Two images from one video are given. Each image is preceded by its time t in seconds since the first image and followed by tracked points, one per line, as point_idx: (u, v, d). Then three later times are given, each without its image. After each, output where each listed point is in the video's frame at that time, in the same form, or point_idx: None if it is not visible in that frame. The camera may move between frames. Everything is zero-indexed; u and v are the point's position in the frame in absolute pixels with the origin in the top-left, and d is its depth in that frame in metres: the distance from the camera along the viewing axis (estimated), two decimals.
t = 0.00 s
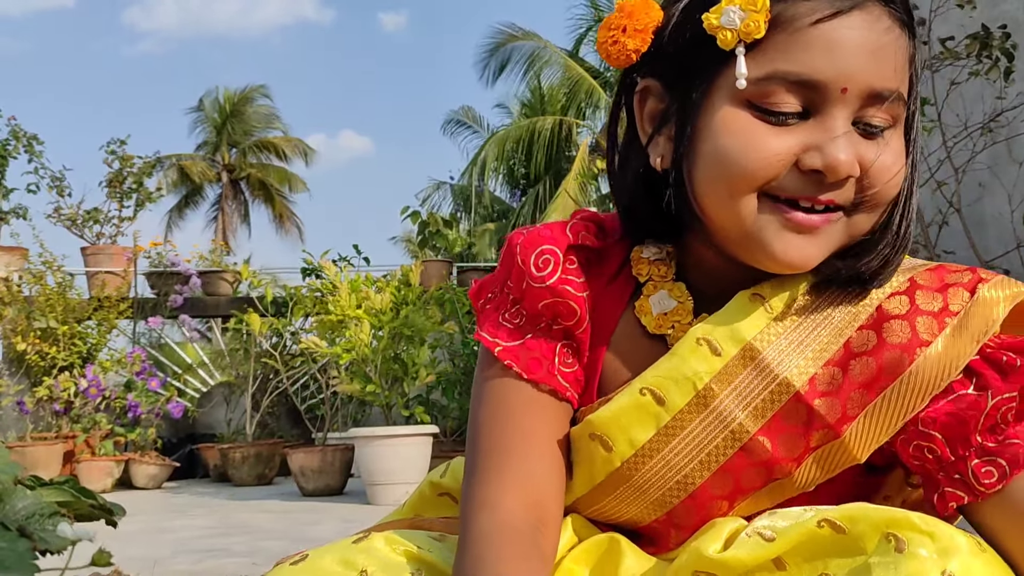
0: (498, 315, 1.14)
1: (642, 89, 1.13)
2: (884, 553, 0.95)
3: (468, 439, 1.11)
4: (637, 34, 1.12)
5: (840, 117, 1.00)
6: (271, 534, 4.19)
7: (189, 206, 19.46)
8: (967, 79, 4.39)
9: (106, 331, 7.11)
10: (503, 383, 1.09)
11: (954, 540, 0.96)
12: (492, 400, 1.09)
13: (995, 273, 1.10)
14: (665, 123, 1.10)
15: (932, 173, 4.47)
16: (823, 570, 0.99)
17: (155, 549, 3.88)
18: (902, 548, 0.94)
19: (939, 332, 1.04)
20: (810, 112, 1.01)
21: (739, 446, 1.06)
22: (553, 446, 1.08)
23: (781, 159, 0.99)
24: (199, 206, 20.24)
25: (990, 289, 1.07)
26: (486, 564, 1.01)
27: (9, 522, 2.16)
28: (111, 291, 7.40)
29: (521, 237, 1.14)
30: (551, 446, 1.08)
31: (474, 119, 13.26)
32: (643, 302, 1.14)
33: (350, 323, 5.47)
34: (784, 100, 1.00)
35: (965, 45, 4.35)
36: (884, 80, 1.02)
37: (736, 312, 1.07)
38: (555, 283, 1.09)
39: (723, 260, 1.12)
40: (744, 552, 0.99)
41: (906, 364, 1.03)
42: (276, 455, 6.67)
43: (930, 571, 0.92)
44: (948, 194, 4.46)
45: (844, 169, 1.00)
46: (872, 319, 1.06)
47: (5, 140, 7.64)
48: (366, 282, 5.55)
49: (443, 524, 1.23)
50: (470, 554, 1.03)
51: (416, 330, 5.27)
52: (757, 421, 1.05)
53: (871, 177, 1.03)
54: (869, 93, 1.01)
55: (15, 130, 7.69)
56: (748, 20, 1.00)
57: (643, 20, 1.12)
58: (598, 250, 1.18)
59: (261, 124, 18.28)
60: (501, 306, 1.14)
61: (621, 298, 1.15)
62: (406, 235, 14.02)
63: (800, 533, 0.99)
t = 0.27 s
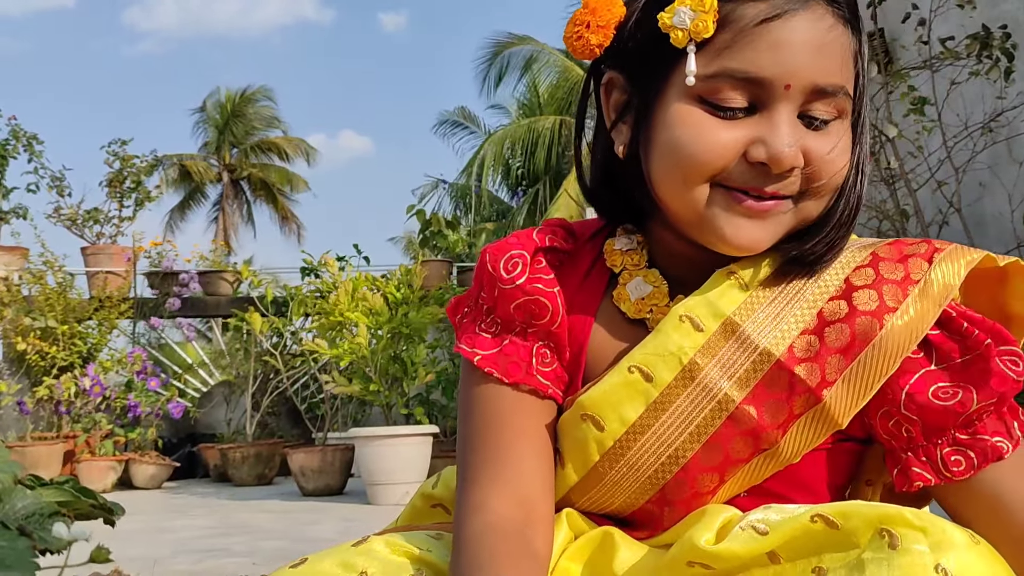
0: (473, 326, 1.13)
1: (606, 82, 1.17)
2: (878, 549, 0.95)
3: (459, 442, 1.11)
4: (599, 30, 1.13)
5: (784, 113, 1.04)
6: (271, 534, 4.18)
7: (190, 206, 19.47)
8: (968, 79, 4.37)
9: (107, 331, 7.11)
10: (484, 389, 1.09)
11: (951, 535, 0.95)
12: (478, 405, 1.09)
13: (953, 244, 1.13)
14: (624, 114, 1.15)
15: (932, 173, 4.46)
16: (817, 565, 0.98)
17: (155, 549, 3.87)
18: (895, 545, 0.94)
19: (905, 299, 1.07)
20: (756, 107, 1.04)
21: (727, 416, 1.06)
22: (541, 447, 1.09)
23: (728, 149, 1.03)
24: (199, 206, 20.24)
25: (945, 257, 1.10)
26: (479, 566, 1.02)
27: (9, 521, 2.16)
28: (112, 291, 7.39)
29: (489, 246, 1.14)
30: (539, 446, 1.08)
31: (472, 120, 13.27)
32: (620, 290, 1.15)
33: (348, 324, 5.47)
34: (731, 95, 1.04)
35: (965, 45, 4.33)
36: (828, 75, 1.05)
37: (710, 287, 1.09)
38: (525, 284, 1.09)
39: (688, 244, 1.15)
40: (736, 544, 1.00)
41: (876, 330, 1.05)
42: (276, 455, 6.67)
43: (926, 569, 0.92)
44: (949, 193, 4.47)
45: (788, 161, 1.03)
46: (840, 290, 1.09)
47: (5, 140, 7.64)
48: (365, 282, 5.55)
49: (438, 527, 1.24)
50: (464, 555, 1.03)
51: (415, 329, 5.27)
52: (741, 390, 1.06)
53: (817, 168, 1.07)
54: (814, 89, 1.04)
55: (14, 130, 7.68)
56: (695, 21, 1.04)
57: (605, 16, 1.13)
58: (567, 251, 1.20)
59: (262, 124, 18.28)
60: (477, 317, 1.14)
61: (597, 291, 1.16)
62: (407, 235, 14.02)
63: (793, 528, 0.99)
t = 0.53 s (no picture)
0: (472, 339, 1.10)
1: (596, 88, 1.14)
2: (879, 550, 0.92)
3: (463, 467, 1.07)
4: (588, 37, 1.12)
5: (775, 124, 1.00)
6: (269, 536, 4.14)
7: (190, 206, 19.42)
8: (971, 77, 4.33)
9: (104, 331, 7.07)
10: (487, 404, 1.06)
11: (952, 535, 0.91)
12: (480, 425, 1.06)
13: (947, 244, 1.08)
14: (614, 120, 1.12)
15: (935, 171, 4.42)
16: (818, 564, 0.95)
17: (151, 551, 3.83)
18: (896, 546, 0.91)
19: (903, 301, 1.02)
20: (746, 118, 1.01)
21: (730, 418, 1.01)
22: (549, 461, 1.05)
23: (718, 159, 0.99)
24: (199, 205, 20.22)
25: (942, 258, 1.05)
26: None
27: (7, 521, 2.12)
28: (110, 291, 7.35)
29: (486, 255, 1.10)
30: (546, 460, 1.04)
31: (471, 121, 13.23)
32: (619, 294, 1.11)
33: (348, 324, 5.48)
34: (721, 107, 1.00)
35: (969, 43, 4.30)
36: (818, 82, 1.01)
37: (712, 289, 1.06)
38: (524, 296, 1.06)
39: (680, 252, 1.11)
40: (737, 547, 0.96)
41: (877, 332, 1.01)
42: (275, 456, 6.63)
43: (927, 570, 0.89)
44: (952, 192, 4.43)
45: (779, 172, 0.99)
46: (840, 292, 1.05)
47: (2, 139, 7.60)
48: (363, 282, 5.51)
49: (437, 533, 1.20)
50: None
51: (414, 330, 5.23)
52: (745, 392, 1.01)
53: (809, 179, 1.02)
54: (806, 98, 1.01)
55: (11, 130, 7.65)
56: (687, 31, 1.01)
57: (593, 22, 1.12)
58: (563, 258, 1.16)
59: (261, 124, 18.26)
60: (474, 331, 1.10)
61: (596, 295, 1.12)
62: (407, 235, 13.97)
63: (795, 528, 0.95)
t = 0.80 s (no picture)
0: (489, 351, 1.13)
1: (605, 93, 1.18)
2: (879, 553, 0.95)
3: (484, 484, 1.12)
4: (597, 43, 1.15)
5: (789, 133, 1.05)
6: (272, 534, 4.18)
7: (190, 206, 19.46)
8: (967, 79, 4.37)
9: (107, 331, 7.10)
10: (509, 419, 1.09)
11: (952, 538, 0.95)
12: (502, 440, 1.09)
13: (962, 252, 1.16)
14: (624, 126, 1.16)
15: (932, 172, 4.46)
16: (817, 565, 0.99)
17: (155, 548, 3.87)
18: (896, 549, 0.94)
19: (917, 313, 1.11)
20: (759, 127, 1.06)
21: (746, 436, 1.09)
22: (572, 473, 1.09)
23: (731, 168, 1.04)
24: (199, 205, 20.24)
25: (954, 269, 1.13)
26: None
27: (8, 521, 2.16)
28: (112, 291, 7.38)
29: (505, 267, 1.13)
30: (569, 473, 1.09)
31: (470, 122, 13.27)
32: (632, 304, 1.16)
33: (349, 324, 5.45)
34: (733, 116, 1.05)
35: (965, 45, 4.34)
36: (832, 93, 1.06)
37: (730, 304, 1.11)
38: (548, 311, 1.09)
39: (692, 257, 1.16)
40: (741, 554, 1.00)
41: (893, 346, 1.09)
42: (276, 455, 6.67)
43: (926, 572, 0.92)
44: (949, 193, 4.47)
45: (792, 181, 1.04)
46: (854, 304, 1.12)
47: (4, 140, 7.63)
48: (365, 282, 5.55)
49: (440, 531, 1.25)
50: None
51: (415, 330, 5.28)
52: (761, 410, 1.09)
53: (821, 184, 1.08)
54: (818, 108, 1.06)
55: (13, 130, 7.68)
56: (698, 41, 1.05)
57: (603, 29, 1.15)
58: (577, 268, 1.20)
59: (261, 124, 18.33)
60: (491, 343, 1.13)
61: (611, 308, 1.17)
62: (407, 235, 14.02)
63: (798, 533, 0.99)
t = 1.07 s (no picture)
0: (493, 355, 1.13)
1: (613, 94, 1.19)
2: (878, 554, 0.95)
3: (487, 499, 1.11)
4: (605, 43, 1.17)
5: (795, 137, 1.05)
6: (271, 534, 4.18)
7: (190, 206, 19.47)
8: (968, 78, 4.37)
9: (106, 331, 7.10)
10: (512, 425, 1.09)
11: (953, 539, 0.95)
12: (506, 445, 1.09)
13: (971, 261, 1.16)
14: (630, 126, 1.17)
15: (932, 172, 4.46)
16: (817, 566, 0.99)
17: (155, 548, 3.87)
18: (895, 550, 0.94)
19: (926, 323, 1.11)
20: (764, 130, 1.05)
21: (751, 445, 1.10)
22: (575, 480, 1.09)
23: (734, 170, 1.04)
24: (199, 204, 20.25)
25: (965, 281, 1.13)
26: None
27: (8, 522, 2.16)
28: (111, 291, 7.38)
29: (511, 271, 1.12)
30: (572, 479, 1.09)
31: (469, 123, 13.27)
32: (637, 309, 1.16)
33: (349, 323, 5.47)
34: (739, 119, 1.05)
35: (965, 45, 4.34)
36: (840, 98, 1.06)
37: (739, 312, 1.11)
38: (553, 317, 1.08)
39: (699, 262, 1.16)
40: (740, 556, 0.99)
41: (900, 357, 1.09)
42: (276, 455, 6.67)
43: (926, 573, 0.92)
44: (949, 193, 4.47)
45: (797, 185, 1.04)
46: (862, 313, 1.12)
47: (4, 140, 7.63)
48: (365, 282, 5.55)
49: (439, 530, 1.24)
50: None
51: (415, 329, 5.27)
52: (767, 420, 1.09)
53: (829, 189, 1.08)
54: (825, 113, 1.06)
55: (13, 131, 7.68)
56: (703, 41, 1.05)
57: (611, 29, 1.17)
58: (583, 272, 1.20)
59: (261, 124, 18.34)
60: (495, 347, 1.13)
61: (617, 313, 1.17)
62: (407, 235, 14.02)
63: (797, 536, 0.99)
